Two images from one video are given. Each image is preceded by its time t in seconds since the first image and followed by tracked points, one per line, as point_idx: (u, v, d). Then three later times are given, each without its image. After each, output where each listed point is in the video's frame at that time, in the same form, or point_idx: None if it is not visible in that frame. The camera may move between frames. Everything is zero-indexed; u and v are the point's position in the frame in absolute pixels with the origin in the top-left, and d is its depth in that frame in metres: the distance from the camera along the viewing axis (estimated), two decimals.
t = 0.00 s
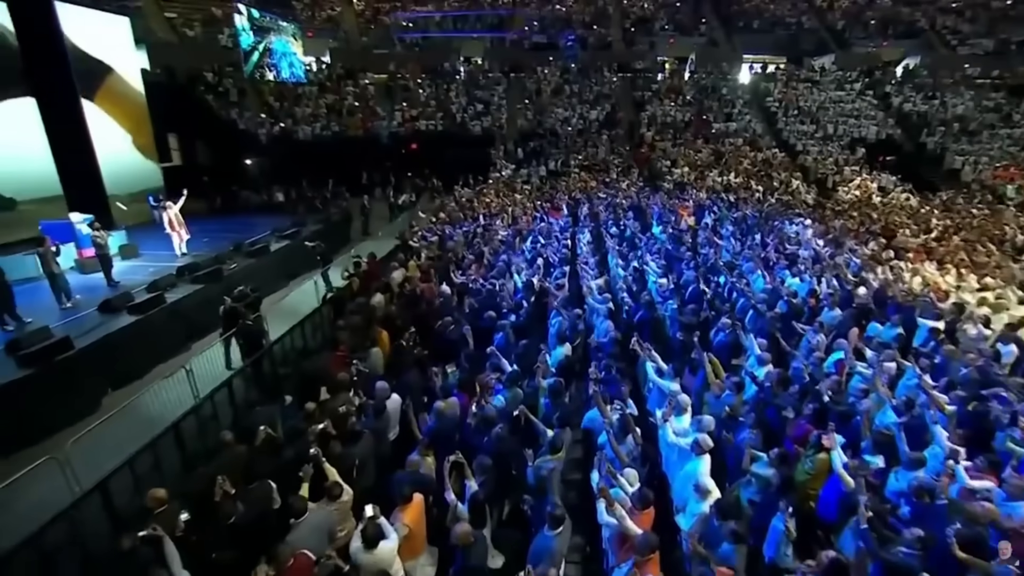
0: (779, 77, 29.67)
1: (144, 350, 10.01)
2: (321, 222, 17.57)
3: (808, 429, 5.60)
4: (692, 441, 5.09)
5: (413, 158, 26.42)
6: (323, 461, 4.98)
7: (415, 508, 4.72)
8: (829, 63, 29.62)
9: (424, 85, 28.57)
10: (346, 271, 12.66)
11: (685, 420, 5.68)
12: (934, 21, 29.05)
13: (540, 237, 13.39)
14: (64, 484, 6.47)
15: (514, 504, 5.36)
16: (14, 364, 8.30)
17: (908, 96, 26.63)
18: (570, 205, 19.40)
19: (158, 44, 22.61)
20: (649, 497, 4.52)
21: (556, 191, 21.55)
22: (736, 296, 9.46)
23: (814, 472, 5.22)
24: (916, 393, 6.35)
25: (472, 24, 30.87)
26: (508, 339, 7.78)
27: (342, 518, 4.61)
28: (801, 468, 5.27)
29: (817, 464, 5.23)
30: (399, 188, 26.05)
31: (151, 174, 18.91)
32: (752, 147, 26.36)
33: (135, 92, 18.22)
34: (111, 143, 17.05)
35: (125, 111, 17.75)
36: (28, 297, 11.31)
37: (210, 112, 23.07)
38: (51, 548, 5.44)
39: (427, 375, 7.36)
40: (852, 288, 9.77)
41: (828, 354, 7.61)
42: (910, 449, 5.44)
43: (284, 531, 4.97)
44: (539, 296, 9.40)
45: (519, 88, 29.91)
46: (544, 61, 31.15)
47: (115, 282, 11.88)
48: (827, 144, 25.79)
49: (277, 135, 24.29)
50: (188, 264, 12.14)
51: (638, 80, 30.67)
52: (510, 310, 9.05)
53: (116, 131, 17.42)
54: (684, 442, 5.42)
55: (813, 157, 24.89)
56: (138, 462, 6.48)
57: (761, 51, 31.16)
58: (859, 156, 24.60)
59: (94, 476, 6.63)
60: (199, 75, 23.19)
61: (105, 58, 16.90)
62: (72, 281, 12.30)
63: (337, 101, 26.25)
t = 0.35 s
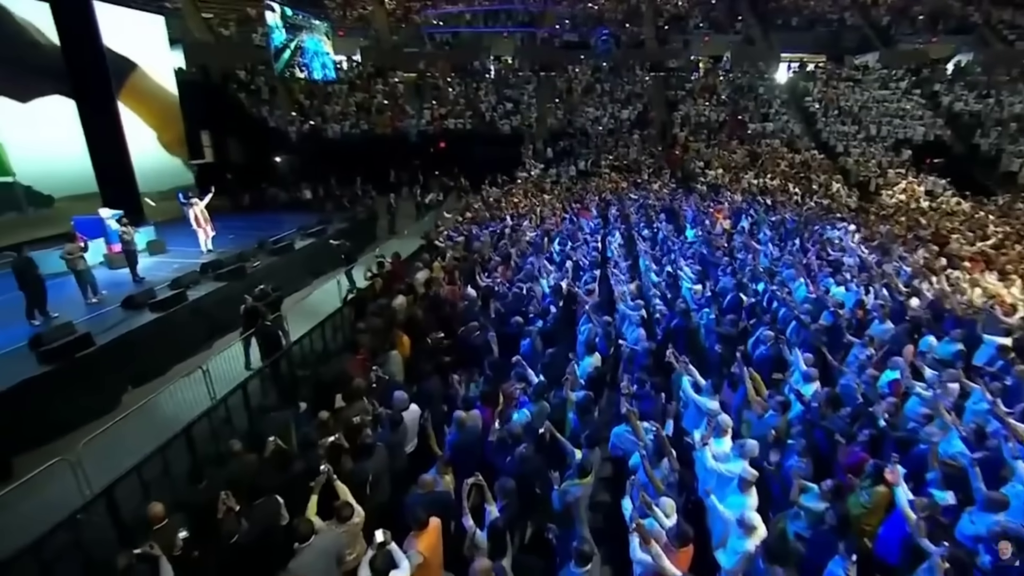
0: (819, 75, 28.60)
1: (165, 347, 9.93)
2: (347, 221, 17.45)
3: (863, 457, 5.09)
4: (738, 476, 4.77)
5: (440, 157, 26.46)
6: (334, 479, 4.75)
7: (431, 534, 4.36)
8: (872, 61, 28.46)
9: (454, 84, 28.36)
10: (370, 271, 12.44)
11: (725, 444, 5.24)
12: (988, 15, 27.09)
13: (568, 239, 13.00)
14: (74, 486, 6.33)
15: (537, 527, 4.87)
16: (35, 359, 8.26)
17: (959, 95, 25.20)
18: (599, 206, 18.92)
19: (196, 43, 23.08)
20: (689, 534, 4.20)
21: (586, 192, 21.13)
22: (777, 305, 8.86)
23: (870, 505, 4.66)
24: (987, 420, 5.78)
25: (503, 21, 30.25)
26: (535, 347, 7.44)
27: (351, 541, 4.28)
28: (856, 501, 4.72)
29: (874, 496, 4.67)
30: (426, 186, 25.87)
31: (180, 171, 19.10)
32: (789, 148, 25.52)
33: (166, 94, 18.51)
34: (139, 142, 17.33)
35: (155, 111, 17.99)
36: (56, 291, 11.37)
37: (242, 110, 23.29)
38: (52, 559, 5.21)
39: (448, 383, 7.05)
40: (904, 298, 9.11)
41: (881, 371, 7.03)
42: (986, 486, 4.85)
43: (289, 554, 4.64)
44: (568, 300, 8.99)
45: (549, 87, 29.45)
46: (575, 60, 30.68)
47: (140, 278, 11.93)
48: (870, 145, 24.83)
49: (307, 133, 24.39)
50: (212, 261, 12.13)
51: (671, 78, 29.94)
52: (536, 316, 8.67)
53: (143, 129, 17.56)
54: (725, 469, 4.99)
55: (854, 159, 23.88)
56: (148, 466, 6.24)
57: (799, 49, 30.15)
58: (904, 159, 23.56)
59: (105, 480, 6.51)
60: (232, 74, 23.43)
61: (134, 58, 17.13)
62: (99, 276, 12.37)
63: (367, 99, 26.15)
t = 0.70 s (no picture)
0: (864, 73, 27.27)
1: (187, 346, 9.84)
2: (375, 219, 17.28)
3: (934, 498, 4.52)
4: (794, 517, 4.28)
5: (469, 156, 26.25)
6: (346, 501, 4.40)
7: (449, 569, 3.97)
8: (923, 58, 27.12)
9: (485, 82, 28.02)
10: (395, 271, 12.20)
11: (773, 476, 4.76)
12: None
13: (599, 242, 12.58)
14: (85, 492, 6.21)
15: (564, 557, 4.67)
16: (58, 357, 8.19)
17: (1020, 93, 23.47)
18: (631, 208, 18.37)
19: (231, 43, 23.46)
20: None
21: (618, 193, 20.59)
22: (825, 318, 8.24)
23: (945, 556, 4.08)
24: None
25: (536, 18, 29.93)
26: (565, 358, 7.09)
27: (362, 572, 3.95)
28: (928, 549, 4.14)
29: (950, 545, 4.09)
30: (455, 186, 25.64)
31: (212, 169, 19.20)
32: (831, 150, 24.50)
33: (200, 95, 18.59)
34: (169, 140, 17.40)
35: (189, 111, 18.10)
36: (86, 287, 11.39)
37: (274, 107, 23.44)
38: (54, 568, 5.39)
39: (471, 394, 6.72)
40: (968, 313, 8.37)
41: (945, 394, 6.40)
42: None
43: None
44: (600, 308, 8.57)
45: (581, 86, 28.91)
46: (609, 58, 30.02)
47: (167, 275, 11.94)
48: (919, 147, 23.65)
49: (338, 130, 24.40)
50: (238, 258, 12.03)
51: (707, 78, 28.98)
52: (565, 324, 8.28)
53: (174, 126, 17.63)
54: (775, 505, 4.50)
55: (902, 161, 22.70)
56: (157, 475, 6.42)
57: (841, 47, 28.81)
58: (957, 161, 22.21)
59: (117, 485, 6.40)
60: (266, 72, 23.61)
61: (169, 58, 17.25)
62: (127, 272, 12.43)
63: (397, 98, 25.91)
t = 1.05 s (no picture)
0: (910, 72, 26.01)
1: (207, 346, 9.71)
2: (401, 219, 17.08)
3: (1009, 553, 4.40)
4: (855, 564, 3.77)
5: (496, 157, 25.71)
6: (357, 528, 4.13)
7: None
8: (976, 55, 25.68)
9: (514, 81, 27.80)
10: (420, 273, 11.96)
11: (827, 514, 4.27)
12: None
13: (631, 248, 12.19)
14: (96, 499, 5.97)
15: None
16: (78, 355, 8.09)
17: None
18: (663, 212, 17.76)
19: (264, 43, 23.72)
20: None
21: (649, 195, 20.04)
22: (876, 334, 7.63)
23: None
24: None
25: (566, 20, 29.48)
26: (595, 371, 6.72)
27: None
28: None
29: None
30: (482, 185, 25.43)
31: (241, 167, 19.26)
32: (873, 152, 23.52)
33: (230, 94, 18.69)
34: (199, 138, 17.47)
35: (219, 110, 18.21)
36: (111, 284, 11.37)
37: (303, 106, 23.49)
38: None
39: (494, 408, 6.39)
40: None
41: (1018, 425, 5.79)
42: None
43: None
44: (633, 316, 8.14)
45: (612, 85, 28.30)
46: (642, 57, 29.19)
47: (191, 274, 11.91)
48: (970, 149, 22.48)
49: (366, 129, 24.28)
50: (261, 257, 11.96)
51: (742, 77, 28.11)
52: (596, 335, 7.89)
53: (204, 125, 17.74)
54: (831, 550, 4.05)
55: (950, 164, 21.71)
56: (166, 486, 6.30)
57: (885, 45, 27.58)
58: (1013, 164, 21.00)
59: (128, 493, 6.14)
60: (297, 71, 23.72)
61: (200, 58, 17.36)
62: (153, 269, 12.44)
63: (426, 96, 25.86)
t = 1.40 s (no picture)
0: (972, 68, 23.91)
1: (231, 348, 9.54)
2: (432, 219, 16.76)
3: None
4: None
5: (529, 155, 25.37)
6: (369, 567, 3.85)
7: None
8: None
9: (550, 80, 27.28)
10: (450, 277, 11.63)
11: None
12: None
13: (670, 257, 11.80)
14: (109, 511, 5.77)
15: None
16: (102, 356, 7.97)
17: None
18: (702, 216, 17.01)
19: (301, 42, 24.01)
20: None
21: (688, 198, 19.34)
22: (949, 358, 6.91)
23: None
24: None
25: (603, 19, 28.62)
26: (636, 390, 6.27)
27: None
28: None
29: None
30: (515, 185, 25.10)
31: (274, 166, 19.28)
32: (929, 155, 22.48)
33: (266, 93, 18.69)
34: (233, 136, 17.49)
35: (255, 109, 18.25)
36: (139, 282, 11.33)
37: (338, 104, 23.51)
38: None
39: (525, 428, 6.00)
40: None
41: None
42: None
43: None
44: (674, 331, 7.66)
45: (650, 84, 27.39)
46: (680, 56, 28.13)
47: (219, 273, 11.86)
48: None
49: (399, 128, 24.18)
50: (288, 258, 11.85)
51: (786, 76, 26.36)
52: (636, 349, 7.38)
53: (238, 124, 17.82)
54: None
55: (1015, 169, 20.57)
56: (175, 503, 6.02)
57: (942, 41, 25.38)
58: None
59: (143, 506, 5.93)
60: (332, 68, 23.67)
61: (236, 57, 17.40)
62: (182, 267, 12.43)
63: (460, 95, 25.57)
